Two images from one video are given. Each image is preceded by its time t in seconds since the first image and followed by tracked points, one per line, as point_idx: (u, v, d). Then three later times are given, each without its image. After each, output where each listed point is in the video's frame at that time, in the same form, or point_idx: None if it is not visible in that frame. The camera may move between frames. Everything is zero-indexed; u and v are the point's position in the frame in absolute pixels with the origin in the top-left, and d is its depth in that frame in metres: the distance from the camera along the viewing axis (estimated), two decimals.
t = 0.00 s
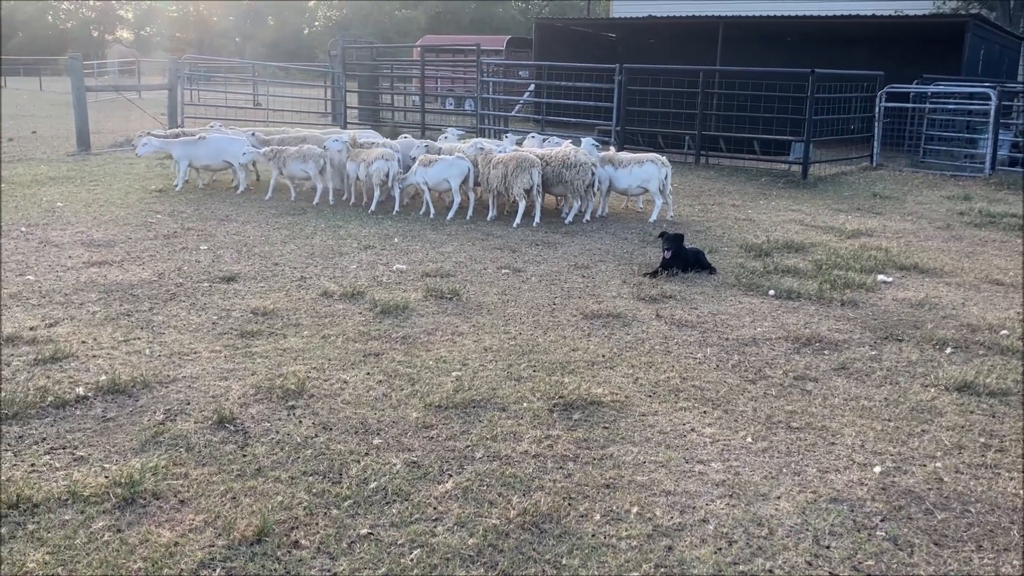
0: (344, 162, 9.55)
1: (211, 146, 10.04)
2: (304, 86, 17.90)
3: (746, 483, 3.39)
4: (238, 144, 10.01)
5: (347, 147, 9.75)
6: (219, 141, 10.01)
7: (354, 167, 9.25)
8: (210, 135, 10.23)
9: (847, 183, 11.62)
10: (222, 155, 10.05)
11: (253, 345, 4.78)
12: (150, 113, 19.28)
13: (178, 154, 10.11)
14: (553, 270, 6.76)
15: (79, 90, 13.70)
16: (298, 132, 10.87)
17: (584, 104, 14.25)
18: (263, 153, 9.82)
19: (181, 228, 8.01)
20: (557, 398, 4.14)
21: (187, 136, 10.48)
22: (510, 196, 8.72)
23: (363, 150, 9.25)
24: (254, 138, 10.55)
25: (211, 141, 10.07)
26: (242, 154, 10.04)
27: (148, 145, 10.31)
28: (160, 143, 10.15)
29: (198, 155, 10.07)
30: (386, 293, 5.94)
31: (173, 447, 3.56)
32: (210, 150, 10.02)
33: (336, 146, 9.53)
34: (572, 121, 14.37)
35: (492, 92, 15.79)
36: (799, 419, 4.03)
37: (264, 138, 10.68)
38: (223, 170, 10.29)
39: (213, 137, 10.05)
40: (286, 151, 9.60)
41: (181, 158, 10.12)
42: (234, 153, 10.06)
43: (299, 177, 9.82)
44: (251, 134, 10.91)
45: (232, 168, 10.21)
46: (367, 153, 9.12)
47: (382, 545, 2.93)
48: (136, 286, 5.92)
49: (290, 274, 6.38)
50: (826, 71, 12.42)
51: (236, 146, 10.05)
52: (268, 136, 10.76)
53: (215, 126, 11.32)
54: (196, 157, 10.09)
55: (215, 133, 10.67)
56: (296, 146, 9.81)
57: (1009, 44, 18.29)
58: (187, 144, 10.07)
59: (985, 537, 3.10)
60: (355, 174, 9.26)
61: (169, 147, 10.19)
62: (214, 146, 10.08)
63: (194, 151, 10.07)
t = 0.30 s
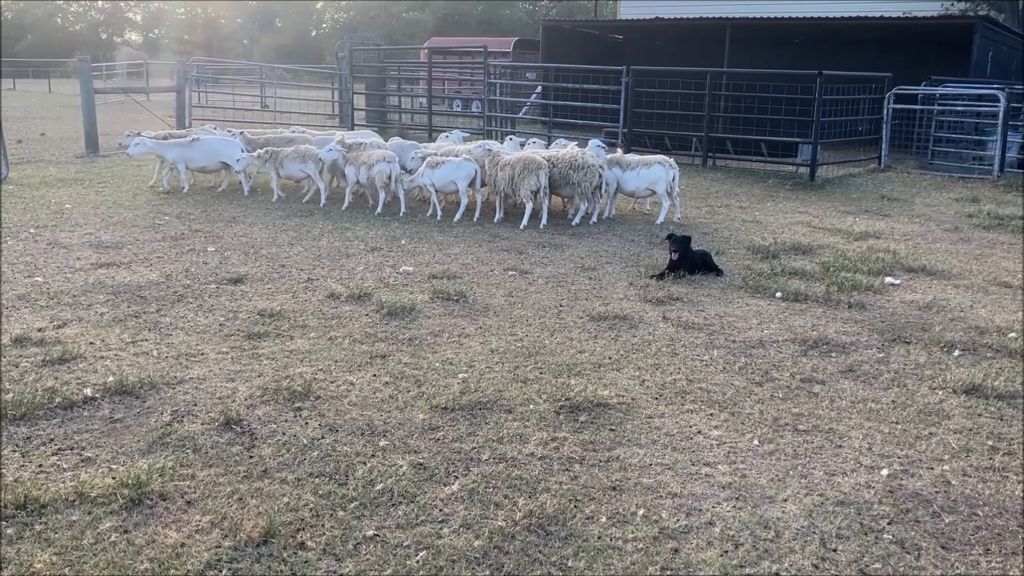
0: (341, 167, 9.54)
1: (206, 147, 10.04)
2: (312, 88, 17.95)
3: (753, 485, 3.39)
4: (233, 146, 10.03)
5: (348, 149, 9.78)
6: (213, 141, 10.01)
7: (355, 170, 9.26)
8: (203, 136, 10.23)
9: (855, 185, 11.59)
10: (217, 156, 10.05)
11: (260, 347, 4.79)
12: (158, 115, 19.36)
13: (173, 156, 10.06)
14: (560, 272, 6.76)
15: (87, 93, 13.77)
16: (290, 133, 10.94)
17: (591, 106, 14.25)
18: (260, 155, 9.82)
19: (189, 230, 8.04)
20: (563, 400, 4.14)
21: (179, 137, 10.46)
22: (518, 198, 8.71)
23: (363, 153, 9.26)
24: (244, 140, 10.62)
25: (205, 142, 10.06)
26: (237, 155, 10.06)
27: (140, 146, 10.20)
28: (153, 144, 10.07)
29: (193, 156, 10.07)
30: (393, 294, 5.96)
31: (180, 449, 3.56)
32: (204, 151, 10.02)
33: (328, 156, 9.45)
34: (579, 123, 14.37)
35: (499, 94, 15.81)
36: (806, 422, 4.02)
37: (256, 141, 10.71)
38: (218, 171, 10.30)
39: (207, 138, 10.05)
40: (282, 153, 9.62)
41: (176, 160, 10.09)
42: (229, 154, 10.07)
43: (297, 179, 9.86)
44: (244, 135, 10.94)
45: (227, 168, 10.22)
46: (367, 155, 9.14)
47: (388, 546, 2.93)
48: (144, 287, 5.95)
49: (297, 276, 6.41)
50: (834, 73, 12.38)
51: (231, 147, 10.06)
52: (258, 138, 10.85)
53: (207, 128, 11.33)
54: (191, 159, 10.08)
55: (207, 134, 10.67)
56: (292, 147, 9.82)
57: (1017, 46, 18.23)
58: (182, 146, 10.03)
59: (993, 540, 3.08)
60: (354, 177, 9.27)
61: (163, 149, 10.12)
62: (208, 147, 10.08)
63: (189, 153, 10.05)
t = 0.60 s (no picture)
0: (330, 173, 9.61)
1: (196, 148, 10.11)
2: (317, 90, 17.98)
3: (757, 487, 3.38)
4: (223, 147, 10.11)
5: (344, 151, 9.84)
6: (204, 142, 10.08)
7: (345, 172, 9.37)
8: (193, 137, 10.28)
9: (861, 187, 11.56)
10: (207, 157, 10.12)
11: (265, 348, 4.80)
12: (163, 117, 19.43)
13: (165, 158, 10.13)
14: (565, 274, 6.76)
15: (95, 96, 13.83)
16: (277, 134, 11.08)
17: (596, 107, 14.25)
18: (251, 157, 9.89)
19: (195, 231, 8.06)
20: (568, 402, 4.13)
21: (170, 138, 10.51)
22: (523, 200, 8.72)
23: (356, 155, 9.34)
24: (230, 141, 10.68)
25: (195, 143, 10.12)
26: (227, 155, 10.14)
27: (131, 146, 10.25)
28: (144, 145, 10.12)
29: (183, 158, 10.13)
30: (398, 296, 5.96)
31: (185, 450, 3.57)
32: (194, 153, 10.09)
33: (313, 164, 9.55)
34: (584, 124, 14.37)
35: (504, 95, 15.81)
36: (811, 424, 4.01)
37: (242, 142, 10.76)
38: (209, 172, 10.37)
39: (197, 139, 10.12)
40: (275, 154, 9.73)
41: (167, 162, 10.14)
42: (219, 156, 10.13)
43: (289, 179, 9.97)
44: (230, 135, 11.01)
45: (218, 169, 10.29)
46: (362, 157, 9.22)
47: (392, 548, 2.93)
48: (150, 289, 5.96)
49: (303, 277, 6.42)
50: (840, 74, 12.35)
51: (221, 149, 10.14)
52: (244, 137, 10.92)
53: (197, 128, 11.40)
54: (183, 161, 10.14)
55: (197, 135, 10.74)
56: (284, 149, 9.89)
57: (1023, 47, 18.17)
58: (173, 148, 10.09)
59: (999, 543, 3.07)
60: (346, 180, 9.37)
61: (154, 151, 10.19)
62: (198, 149, 10.14)
63: (180, 155, 10.11)
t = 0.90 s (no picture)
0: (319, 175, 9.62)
1: (186, 151, 10.02)
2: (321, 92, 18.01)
3: (762, 489, 3.38)
4: (214, 150, 10.05)
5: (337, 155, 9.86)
6: (194, 145, 10.00)
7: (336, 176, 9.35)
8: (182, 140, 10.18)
9: (865, 189, 11.54)
10: (197, 160, 10.04)
11: (270, 349, 4.81)
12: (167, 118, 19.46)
13: (152, 158, 10.01)
14: (569, 275, 6.77)
15: (100, 97, 13.82)
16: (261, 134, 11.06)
17: (600, 109, 14.26)
18: (240, 158, 9.86)
19: (199, 233, 8.08)
20: (572, 403, 4.13)
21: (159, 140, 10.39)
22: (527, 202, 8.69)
23: (347, 158, 9.35)
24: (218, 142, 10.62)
25: (186, 146, 10.03)
26: (217, 159, 10.07)
27: (119, 147, 10.13)
28: (133, 146, 10.01)
29: (173, 160, 10.03)
30: (402, 297, 5.97)
31: (190, 451, 3.57)
32: (185, 155, 10.00)
33: (300, 168, 9.57)
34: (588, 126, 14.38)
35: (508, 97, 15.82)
36: (816, 426, 4.01)
37: (227, 143, 10.72)
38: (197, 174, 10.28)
39: (187, 142, 10.03)
40: (264, 156, 9.74)
41: (154, 162, 10.03)
42: (210, 158, 10.06)
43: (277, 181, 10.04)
44: (218, 137, 10.95)
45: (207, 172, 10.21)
46: (354, 158, 9.27)
47: (396, 549, 2.93)
48: (155, 290, 5.98)
49: (307, 279, 6.43)
50: (844, 76, 12.34)
51: (212, 152, 10.07)
52: (230, 138, 10.88)
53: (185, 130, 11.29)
54: (170, 162, 10.03)
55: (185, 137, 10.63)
56: (272, 151, 9.93)
57: None
58: (162, 148, 10.00)
59: (1004, 546, 3.07)
60: (337, 183, 9.36)
61: (142, 151, 10.09)
62: (189, 151, 10.05)
63: (168, 156, 10.01)
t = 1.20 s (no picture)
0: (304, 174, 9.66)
1: (179, 153, 10.01)
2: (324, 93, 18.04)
3: (766, 491, 3.38)
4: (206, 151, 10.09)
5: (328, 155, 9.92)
6: (187, 146, 10.01)
7: (322, 175, 9.37)
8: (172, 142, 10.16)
9: (869, 191, 11.53)
10: (191, 162, 10.05)
11: (274, 351, 4.81)
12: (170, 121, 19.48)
13: (145, 162, 9.98)
14: (573, 277, 6.77)
15: (105, 99, 13.97)
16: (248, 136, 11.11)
17: (603, 112, 14.27)
18: (226, 160, 9.87)
19: (203, 235, 8.10)
20: (576, 405, 4.14)
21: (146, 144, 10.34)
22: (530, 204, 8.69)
23: (336, 158, 9.40)
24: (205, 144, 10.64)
25: (177, 147, 10.03)
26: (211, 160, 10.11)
27: (109, 151, 10.06)
28: (124, 149, 9.94)
29: (166, 163, 10.00)
30: (405, 299, 5.99)
31: (194, 452, 3.58)
32: (178, 157, 9.99)
33: (286, 166, 9.59)
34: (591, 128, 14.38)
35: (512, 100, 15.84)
36: (820, 428, 4.01)
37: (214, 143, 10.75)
38: (189, 176, 10.27)
39: (179, 143, 10.03)
40: (251, 156, 9.77)
41: (147, 166, 9.98)
42: (203, 159, 10.10)
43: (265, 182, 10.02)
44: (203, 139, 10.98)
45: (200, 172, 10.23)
46: (343, 159, 9.33)
47: (401, 550, 2.94)
48: (159, 292, 5.99)
49: (311, 280, 6.44)
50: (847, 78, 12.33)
51: (204, 153, 10.10)
52: (215, 139, 10.90)
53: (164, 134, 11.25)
54: (164, 165, 10.00)
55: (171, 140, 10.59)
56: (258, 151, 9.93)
57: None
58: (154, 151, 9.97)
59: (1009, 548, 3.07)
60: (324, 182, 9.39)
61: (133, 155, 10.05)
62: (181, 153, 10.04)
63: (161, 159, 9.97)
